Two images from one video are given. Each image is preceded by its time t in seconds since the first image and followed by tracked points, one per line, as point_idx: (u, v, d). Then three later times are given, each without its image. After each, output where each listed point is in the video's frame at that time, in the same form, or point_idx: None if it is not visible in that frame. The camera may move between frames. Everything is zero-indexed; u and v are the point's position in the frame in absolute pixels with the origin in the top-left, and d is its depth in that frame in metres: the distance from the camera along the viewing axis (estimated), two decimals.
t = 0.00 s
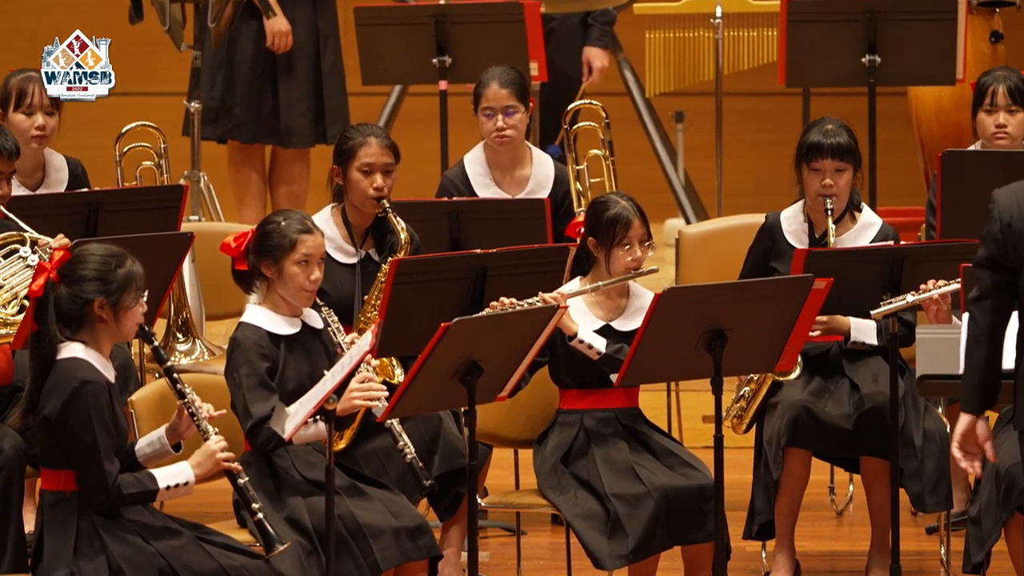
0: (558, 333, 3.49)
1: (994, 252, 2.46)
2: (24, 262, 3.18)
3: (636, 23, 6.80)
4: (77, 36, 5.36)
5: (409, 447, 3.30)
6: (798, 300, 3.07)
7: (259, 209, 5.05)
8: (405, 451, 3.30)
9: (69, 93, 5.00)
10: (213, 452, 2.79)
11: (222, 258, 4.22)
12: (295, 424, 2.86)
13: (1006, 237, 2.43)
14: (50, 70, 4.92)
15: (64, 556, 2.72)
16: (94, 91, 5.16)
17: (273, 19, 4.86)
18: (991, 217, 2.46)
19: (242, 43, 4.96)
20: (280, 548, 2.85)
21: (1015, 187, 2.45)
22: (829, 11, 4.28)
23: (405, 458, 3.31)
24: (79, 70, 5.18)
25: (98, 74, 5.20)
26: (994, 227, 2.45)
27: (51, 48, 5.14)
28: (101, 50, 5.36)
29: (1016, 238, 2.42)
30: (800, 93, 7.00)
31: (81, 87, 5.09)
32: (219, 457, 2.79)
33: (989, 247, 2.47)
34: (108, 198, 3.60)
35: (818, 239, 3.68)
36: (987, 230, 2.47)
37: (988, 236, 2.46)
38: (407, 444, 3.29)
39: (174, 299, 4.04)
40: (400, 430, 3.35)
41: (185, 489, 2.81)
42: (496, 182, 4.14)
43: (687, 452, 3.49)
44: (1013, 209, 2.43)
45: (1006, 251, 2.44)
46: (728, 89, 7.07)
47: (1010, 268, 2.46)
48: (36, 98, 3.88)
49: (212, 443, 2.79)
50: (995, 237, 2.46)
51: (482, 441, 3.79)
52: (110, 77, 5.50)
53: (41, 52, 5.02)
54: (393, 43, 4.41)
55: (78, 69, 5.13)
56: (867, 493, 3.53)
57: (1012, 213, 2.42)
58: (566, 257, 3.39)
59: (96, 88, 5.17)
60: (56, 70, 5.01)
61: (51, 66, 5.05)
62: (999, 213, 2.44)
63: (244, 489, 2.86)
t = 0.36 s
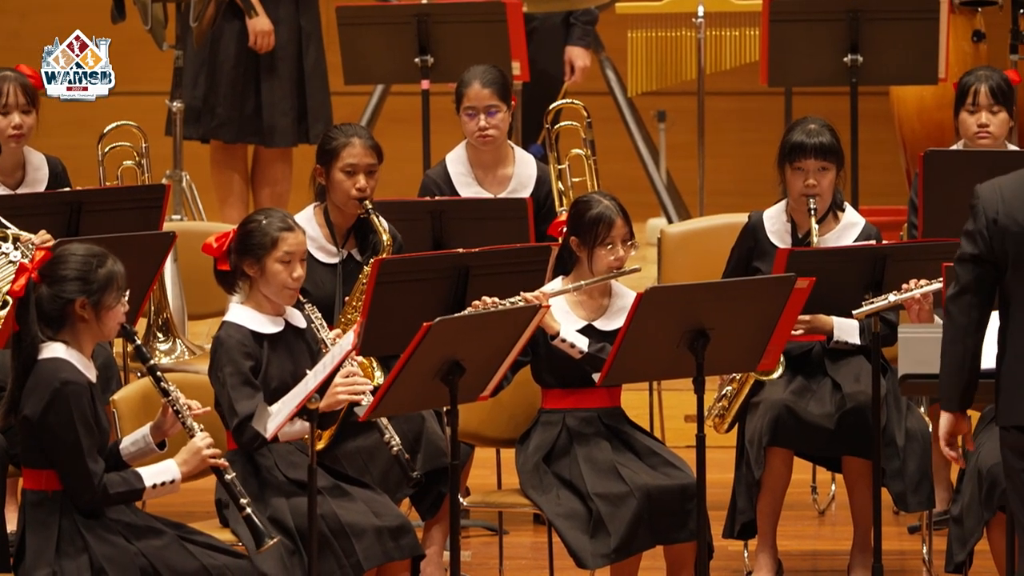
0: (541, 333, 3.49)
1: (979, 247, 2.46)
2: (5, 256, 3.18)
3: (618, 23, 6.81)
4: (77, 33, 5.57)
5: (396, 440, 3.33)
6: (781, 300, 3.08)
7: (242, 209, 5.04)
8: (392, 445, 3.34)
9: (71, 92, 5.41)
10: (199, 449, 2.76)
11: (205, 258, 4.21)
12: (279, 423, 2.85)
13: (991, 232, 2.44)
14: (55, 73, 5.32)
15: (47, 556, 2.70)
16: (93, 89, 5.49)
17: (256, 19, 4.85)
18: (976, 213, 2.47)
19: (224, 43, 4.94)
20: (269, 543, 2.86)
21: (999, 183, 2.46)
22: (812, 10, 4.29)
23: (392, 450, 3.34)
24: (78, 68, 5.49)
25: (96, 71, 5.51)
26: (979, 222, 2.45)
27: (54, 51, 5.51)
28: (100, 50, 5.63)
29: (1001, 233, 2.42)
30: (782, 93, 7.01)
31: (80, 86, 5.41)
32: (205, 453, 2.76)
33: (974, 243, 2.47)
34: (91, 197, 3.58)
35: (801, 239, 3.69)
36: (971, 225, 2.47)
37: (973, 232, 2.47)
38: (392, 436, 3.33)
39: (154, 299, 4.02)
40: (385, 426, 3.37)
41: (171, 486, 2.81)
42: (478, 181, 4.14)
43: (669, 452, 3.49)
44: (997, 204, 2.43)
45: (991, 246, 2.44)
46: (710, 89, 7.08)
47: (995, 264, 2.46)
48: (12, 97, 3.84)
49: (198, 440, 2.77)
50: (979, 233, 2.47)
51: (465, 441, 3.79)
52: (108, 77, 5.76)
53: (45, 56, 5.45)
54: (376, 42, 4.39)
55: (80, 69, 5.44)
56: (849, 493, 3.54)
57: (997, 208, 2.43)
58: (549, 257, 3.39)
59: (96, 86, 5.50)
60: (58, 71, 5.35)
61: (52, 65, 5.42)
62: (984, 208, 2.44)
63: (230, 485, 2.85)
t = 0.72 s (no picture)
0: (521, 334, 3.49)
1: (962, 254, 2.47)
2: None
3: (598, 24, 6.81)
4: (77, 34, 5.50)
5: (371, 445, 3.31)
6: (760, 301, 3.08)
7: (221, 209, 5.02)
8: (368, 449, 3.31)
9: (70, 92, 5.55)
10: (176, 454, 2.78)
11: (185, 259, 4.19)
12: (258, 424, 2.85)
13: (974, 239, 2.45)
14: (54, 72, 5.50)
15: (25, 557, 2.69)
16: (94, 89, 5.59)
17: (236, 19, 4.84)
18: (959, 220, 2.49)
19: (205, 43, 4.92)
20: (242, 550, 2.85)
21: (981, 191, 2.48)
22: (792, 11, 4.30)
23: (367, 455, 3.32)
24: (78, 68, 5.53)
25: (96, 71, 5.56)
26: (962, 229, 2.47)
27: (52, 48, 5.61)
28: (101, 50, 5.59)
29: (985, 239, 2.44)
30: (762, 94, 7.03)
31: (79, 86, 5.53)
32: (181, 458, 2.78)
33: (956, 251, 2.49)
34: (70, 198, 3.56)
35: (780, 239, 3.70)
36: (954, 233, 2.49)
37: (955, 239, 2.48)
38: (369, 442, 3.30)
39: (134, 301, 4.01)
40: (362, 429, 3.34)
41: (146, 490, 2.79)
42: (458, 182, 4.13)
43: (648, 453, 3.49)
44: (980, 211, 2.45)
45: (974, 252, 2.46)
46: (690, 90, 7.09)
47: (977, 271, 2.48)
48: None
49: (174, 445, 2.78)
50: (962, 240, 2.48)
51: (444, 442, 3.79)
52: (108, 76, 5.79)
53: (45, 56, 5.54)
54: (356, 43, 4.38)
55: (78, 70, 5.49)
56: (829, 493, 3.54)
57: (979, 215, 2.45)
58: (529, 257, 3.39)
59: (96, 86, 5.60)
60: (58, 71, 5.51)
61: (52, 65, 5.52)
62: (966, 216, 2.46)
63: (205, 490, 2.85)
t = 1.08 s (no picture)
0: (499, 334, 3.49)
1: (942, 252, 2.49)
2: None
3: (575, 24, 6.82)
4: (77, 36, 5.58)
5: (350, 443, 3.30)
6: (736, 302, 3.08)
7: (199, 209, 5.00)
8: (347, 448, 3.31)
9: (69, 92, 5.73)
10: (154, 451, 2.76)
11: (163, 258, 4.17)
12: (235, 424, 2.84)
13: (954, 236, 2.47)
14: (55, 73, 5.71)
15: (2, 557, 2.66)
16: (96, 89, 5.77)
17: (214, 20, 4.82)
18: (941, 217, 2.50)
19: (182, 44, 4.90)
20: (223, 547, 2.86)
21: (962, 188, 2.50)
22: (769, 11, 4.31)
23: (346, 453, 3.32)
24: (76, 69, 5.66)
25: (96, 71, 5.67)
26: (943, 226, 2.49)
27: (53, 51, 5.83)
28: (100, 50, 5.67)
29: (965, 236, 2.45)
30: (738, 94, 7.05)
31: (80, 86, 5.71)
32: (160, 456, 2.75)
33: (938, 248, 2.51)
34: (48, 200, 3.55)
35: (757, 240, 3.71)
36: (935, 230, 2.50)
37: (937, 236, 2.50)
38: (348, 439, 3.31)
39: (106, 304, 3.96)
40: (342, 428, 3.34)
41: (124, 489, 2.79)
42: (435, 182, 4.13)
43: (626, 453, 3.50)
44: (961, 209, 2.47)
45: (954, 249, 2.47)
46: (667, 90, 7.11)
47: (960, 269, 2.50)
48: None
49: (153, 442, 2.76)
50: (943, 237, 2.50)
51: (422, 442, 3.79)
52: (108, 76, 5.93)
53: (47, 60, 5.77)
54: (333, 43, 4.37)
55: (77, 71, 5.64)
56: (806, 494, 3.55)
57: (960, 213, 2.46)
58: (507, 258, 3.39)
59: (95, 86, 5.79)
60: (58, 71, 5.72)
61: (51, 64, 5.76)
62: (946, 213, 2.47)
63: (185, 488, 2.84)
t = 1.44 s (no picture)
0: (475, 335, 3.49)
1: (916, 256, 2.52)
2: None
3: (551, 24, 6.82)
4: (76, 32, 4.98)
5: (326, 445, 3.29)
6: (712, 302, 3.09)
7: (175, 209, 4.98)
8: (322, 449, 3.30)
9: (70, 93, 5.16)
10: (129, 453, 2.74)
11: (138, 258, 4.16)
12: (211, 424, 2.82)
13: (929, 241, 2.49)
14: (56, 73, 5.20)
15: None
16: (94, 91, 5.04)
17: (191, 20, 4.81)
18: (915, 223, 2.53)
19: (158, 44, 4.89)
20: (198, 548, 2.84)
21: (936, 192, 2.52)
22: (745, 11, 4.32)
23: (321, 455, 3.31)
24: (78, 69, 5.08)
25: (97, 71, 5.01)
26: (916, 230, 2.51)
27: (53, 46, 5.27)
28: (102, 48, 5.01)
29: (940, 241, 2.48)
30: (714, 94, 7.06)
31: (80, 87, 5.06)
32: (135, 457, 2.74)
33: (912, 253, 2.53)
34: (24, 200, 3.55)
35: (733, 240, 3.72)
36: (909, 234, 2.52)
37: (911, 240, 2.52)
38: (323, 441, 3.30)
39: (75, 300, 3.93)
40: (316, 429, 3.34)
41: (100, 490, 2.77)
42: (411, 182, 4.12)
43: (602, 453, 3.50)
44: (934, 214, 2.49)
45: (928, 254, 2.50)
46: (643, 90, 7.12)
47: (934, 274, 2.52)
48: None
49: (128, 444, 2.75)
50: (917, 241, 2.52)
51: (398, 442, 3.79)
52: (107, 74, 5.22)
53: (47, 56, 5.24)
54: (309, 43, 4.36)
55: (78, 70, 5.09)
56: (781, 493, 3.56)
57: (933, 218, 2.49)
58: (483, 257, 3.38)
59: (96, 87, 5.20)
60: (58, 71, 5.19)
61: (54, 65, 5.24)
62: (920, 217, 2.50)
63: (161, 489, 2.83)
